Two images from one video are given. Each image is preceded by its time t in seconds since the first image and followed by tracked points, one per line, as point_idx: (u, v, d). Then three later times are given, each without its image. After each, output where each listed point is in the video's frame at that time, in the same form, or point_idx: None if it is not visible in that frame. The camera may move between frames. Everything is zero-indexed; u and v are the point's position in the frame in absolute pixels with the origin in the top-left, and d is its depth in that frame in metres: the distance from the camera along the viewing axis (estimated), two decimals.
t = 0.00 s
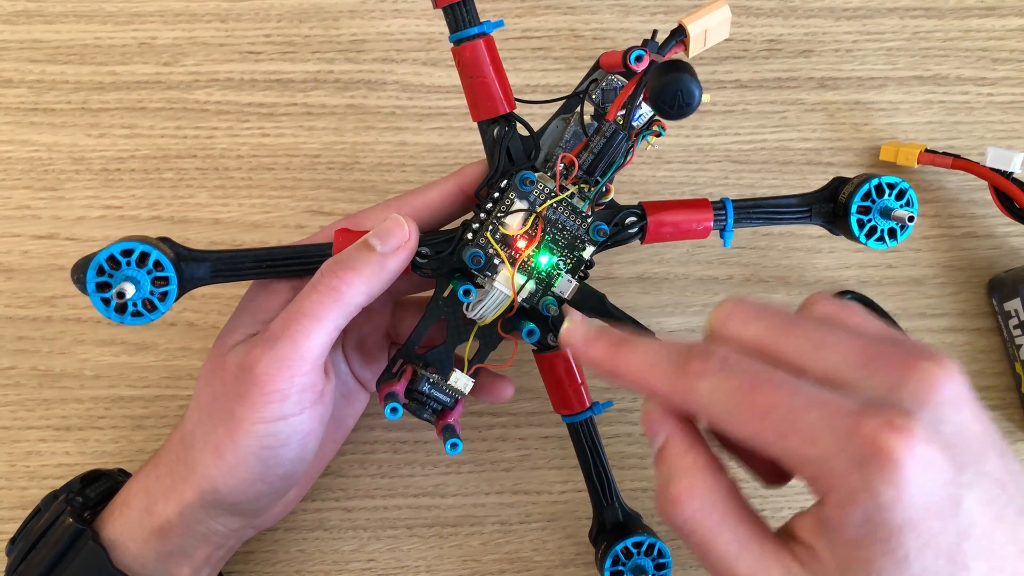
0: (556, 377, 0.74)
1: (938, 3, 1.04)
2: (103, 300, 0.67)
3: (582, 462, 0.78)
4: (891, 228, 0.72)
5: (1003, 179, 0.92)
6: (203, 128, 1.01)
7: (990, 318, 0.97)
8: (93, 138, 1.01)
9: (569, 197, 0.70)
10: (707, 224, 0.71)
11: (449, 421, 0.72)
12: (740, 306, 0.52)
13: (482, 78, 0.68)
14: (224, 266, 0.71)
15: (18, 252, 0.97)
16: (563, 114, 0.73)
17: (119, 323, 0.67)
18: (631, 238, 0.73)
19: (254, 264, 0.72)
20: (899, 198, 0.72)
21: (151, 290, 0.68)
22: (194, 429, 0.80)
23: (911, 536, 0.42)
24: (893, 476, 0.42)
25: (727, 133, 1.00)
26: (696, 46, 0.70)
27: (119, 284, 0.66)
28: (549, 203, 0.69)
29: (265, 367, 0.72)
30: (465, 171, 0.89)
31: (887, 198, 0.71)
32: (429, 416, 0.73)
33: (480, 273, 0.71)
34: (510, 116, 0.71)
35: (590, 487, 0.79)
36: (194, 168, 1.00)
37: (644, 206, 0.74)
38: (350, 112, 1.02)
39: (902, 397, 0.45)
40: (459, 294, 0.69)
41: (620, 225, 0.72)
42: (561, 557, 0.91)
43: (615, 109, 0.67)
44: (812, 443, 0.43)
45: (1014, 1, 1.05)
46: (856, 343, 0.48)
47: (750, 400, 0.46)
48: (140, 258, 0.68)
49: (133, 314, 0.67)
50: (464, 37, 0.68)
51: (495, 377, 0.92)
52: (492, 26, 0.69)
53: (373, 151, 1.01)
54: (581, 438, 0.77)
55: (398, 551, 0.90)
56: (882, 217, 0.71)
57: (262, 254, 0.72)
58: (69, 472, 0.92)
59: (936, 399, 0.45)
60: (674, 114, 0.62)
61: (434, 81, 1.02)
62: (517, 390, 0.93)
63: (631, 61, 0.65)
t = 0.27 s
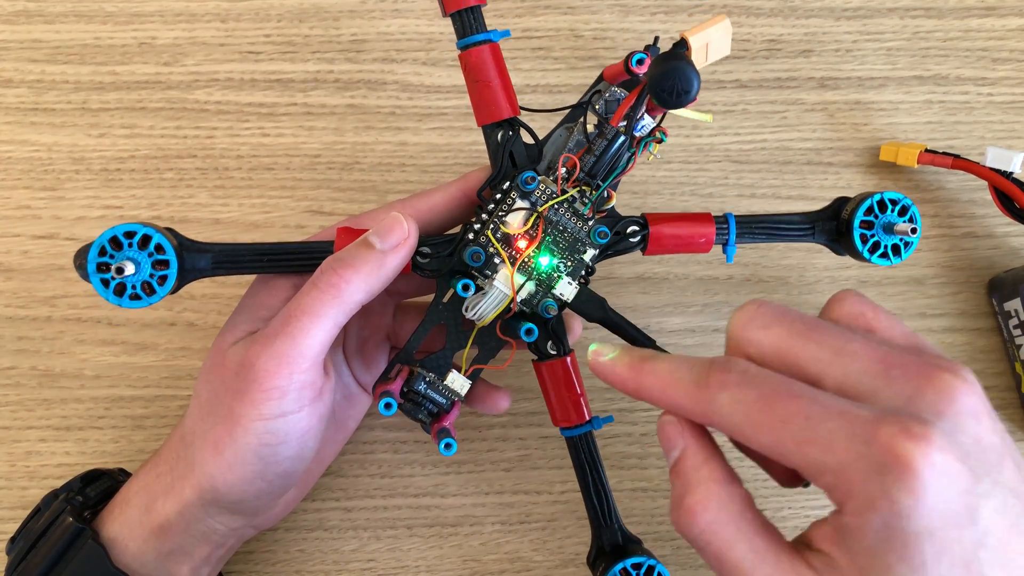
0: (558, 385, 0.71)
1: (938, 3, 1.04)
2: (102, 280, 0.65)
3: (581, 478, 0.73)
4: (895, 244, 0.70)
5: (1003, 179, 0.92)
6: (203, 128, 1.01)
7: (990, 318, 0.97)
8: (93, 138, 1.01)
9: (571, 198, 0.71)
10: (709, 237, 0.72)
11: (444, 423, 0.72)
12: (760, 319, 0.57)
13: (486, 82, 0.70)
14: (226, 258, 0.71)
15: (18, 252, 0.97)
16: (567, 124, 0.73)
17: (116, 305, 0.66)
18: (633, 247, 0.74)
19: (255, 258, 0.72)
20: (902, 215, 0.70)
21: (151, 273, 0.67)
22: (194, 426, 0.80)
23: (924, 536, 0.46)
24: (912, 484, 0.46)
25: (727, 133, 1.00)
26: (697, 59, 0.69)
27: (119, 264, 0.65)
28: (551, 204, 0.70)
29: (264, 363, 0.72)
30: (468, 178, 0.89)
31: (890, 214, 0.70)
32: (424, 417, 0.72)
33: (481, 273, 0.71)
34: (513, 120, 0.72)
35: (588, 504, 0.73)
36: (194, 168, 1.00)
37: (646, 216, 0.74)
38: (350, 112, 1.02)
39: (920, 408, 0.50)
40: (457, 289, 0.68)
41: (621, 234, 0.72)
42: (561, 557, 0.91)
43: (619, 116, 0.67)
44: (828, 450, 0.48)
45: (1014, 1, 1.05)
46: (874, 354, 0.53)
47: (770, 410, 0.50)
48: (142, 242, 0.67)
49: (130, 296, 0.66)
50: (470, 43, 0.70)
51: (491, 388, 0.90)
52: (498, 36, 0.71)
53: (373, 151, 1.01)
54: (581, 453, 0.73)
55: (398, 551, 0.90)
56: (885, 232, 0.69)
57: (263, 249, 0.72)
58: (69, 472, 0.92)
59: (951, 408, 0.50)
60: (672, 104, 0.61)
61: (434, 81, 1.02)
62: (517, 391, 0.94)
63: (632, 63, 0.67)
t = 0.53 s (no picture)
0: (546, 404, 0.68)
1: (938, 3, 1.04)
2: (96, 239, 0.66)
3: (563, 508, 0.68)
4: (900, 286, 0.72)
5: (1003, 179, 0.92)
6: (203, 128, 1.01)
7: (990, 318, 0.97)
8: (93, 137, 1.01)
9: (569, 210, 0.72)
10: (709, 268, 0.72)
11: (421, 425, 0.68)
12: (792, 310, 0.54)
13: (494, 95, 0.72)
14: (223, 239, 0.71)
15: (18, 252, 0.97)
16: (572, 146, 0.73)
17: (107, 265, 0.67)
18: (630, 271, 0.73)
19: (253, 244, 0.71)
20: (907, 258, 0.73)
21: (145, 238, 0.68)
22: (190, 421, 0.80)
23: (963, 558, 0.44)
24: (955, 504, 0.44)
25: (727, 133, 1.00)
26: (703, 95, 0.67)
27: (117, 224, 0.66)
28: (547, 210, 0.71)
29: (259, 357, 0.73)
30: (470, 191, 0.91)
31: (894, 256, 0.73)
32: (401, 417, 0.67)
33: (472, 273, 0.70)
34: (517, 135, 0.73)
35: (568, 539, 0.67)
36: (194, 168, 1.00)
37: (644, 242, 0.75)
38: (350, 112, 1.02)
39: (970, 416, 0.47)
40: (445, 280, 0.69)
41: (618, 256, 0.73)
42: (561, 557, 0.91)
43: (625, 135, 0.71)
44: (867, 460, 0.46)
45: (1014, 1, 1.05)
46: (920, 353, 0.50)
47: (804, 411, 0.48)
48: (142, 208, 0.69)
49: (122, 258, 0.67)
50: (482, 58, 0.72)
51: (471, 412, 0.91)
52: (510, 56, 0.74)
53: (373, 151, 1.01)
54: (564, 482, 0.68)
55: (398, 551, 0.90)
56: (890, 274, 0.72)
57: (264, 234, 0.72)
58: (69, 472, 0.92)
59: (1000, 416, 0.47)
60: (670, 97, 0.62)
61: (434, 80, 1.02)
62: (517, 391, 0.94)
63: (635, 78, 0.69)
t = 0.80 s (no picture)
0: (541, 408, 0.68)
1: (938, 3, 1.04)
2: (97, 226, 0.66)
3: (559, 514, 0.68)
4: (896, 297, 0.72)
5: (1003, 179, 0.92)
6: (203, 128, 1.01)
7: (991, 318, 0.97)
8: (93, 137, 1.01)
9: (568, 213, 0.72)
10: (706, 277, 0.72)
11: (415, 422, 0.67)
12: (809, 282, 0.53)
13: (498, 101, 0.72)
14: (223, 234, 0.72)
15: (18, 252, 0.97)
16: (572, 154, 0.74)
17: (106, 252, 0.66)
18: (628, 278, 0.73)
19: (250, 239, 0.72)
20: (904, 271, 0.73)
21: (146, 227, 0.68)
22: (191, 419, 0.80)
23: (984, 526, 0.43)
24: (973, 474, 0.43)
25: (727, 133, 1.00)
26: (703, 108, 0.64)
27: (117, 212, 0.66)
28: (547, 212, 0.72)
29: (259, 354, 0.73)
30: (470, 195, 0.91)
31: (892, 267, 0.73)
32: (396, 414, 0.67)
33: (471, 273, 0.70)
34: (519, 141, 0.73)
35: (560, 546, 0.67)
36: (194, 168, 1.00)
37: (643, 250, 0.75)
38: (350, 112, 1.02)
39: (981, 391, 0.47)
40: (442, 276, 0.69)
41: (616, 261, 0.73)
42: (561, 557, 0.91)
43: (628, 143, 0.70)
44: (887, 433, 0.45)
45: (1014, 1, 1.05)
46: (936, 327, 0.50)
47: (819, 385, 0.48)
48: (145, 196, 0.69)
49: (122, 246, 0.66)
50: (487, 67, 0.72)
51: (467, 413, 0.91)
52: (514, 66, 0.74)
53: (373, 151, 1.01)
54: (557, 489, 0.68)
55: (399, 551, 0.90)
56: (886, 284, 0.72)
57: (262, 230, 0.72)
58: (69, 472, 0.92)
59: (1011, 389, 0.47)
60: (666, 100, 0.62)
61: (434, 80, 1.02)
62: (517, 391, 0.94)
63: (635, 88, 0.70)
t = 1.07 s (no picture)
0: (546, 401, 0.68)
1: (938, 3, 1.04)
2: (98, 240, 0.66)
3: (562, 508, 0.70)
4: (891, 283, 0.72)
5: (1003, 179, 0.92)
6: (203, 128, 1.01)
7: (990, 318, 0.97)
8: (93, 137, 1.01)
9: (569, 210, 0.72)
10: (705, 267, 0.72)
11: (427, 424, 0.68)
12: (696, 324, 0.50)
13: (494, 97, 0.72)
14: (225, 240, 0.71)
15: (18, 252, 0.97)
16: (569, 147, 0.73)
17: (110, 267, 0.66)
18: (628, 271, 0.74)
19: (254, 244, 0.71)
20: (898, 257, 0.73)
21: (148, 239, 0.67)
22: (194, 422, 0.79)
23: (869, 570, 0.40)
24: (842, 514, 0.40)
25: (727, 133, 1.00)
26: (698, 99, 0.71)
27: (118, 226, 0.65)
28: (549, 210, 0.71)
29: (264, 357, 0.73)
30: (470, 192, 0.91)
31: (885, 254, 0.72)
32: (406, 415, 0.68)
33: (476, 273, 0.70)
34: (517, 137, 0.73)
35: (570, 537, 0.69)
36: (194, 168, 1.00)
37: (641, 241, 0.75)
38: (350, 112, 1.02)
39: (853, 425, 0.44)
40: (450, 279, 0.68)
41: (617, 255, 0.73)
42: (561, 557, 0.91)
43: (625, 137, 0.71)
44: (757, 480, 0.42)
45: (1014, 1, 1.05)
46: (810, 364, 0.46)
47: (695, 441, 0.44)
48: (145, 208, 0.68)
49: (126, 260, 0.66)
50: (481, 62, 0.72)
51: (471, 411, 0.91)
52: (508, 59, 0.74)
53: (373, 151, 1.01)
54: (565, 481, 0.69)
55: (398, 551, 0.90)
56: (880, 271, 0.72)
57: (264, 235, 0.72)
58: (69, 472, 0.92)
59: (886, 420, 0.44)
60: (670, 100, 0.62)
61: (434, 80, 1.02)
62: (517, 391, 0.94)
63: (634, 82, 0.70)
